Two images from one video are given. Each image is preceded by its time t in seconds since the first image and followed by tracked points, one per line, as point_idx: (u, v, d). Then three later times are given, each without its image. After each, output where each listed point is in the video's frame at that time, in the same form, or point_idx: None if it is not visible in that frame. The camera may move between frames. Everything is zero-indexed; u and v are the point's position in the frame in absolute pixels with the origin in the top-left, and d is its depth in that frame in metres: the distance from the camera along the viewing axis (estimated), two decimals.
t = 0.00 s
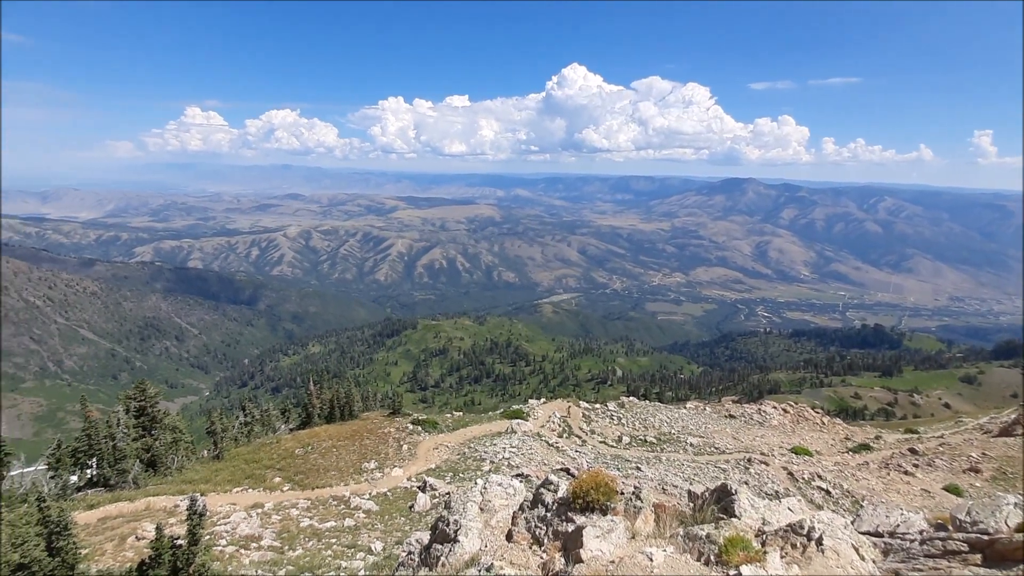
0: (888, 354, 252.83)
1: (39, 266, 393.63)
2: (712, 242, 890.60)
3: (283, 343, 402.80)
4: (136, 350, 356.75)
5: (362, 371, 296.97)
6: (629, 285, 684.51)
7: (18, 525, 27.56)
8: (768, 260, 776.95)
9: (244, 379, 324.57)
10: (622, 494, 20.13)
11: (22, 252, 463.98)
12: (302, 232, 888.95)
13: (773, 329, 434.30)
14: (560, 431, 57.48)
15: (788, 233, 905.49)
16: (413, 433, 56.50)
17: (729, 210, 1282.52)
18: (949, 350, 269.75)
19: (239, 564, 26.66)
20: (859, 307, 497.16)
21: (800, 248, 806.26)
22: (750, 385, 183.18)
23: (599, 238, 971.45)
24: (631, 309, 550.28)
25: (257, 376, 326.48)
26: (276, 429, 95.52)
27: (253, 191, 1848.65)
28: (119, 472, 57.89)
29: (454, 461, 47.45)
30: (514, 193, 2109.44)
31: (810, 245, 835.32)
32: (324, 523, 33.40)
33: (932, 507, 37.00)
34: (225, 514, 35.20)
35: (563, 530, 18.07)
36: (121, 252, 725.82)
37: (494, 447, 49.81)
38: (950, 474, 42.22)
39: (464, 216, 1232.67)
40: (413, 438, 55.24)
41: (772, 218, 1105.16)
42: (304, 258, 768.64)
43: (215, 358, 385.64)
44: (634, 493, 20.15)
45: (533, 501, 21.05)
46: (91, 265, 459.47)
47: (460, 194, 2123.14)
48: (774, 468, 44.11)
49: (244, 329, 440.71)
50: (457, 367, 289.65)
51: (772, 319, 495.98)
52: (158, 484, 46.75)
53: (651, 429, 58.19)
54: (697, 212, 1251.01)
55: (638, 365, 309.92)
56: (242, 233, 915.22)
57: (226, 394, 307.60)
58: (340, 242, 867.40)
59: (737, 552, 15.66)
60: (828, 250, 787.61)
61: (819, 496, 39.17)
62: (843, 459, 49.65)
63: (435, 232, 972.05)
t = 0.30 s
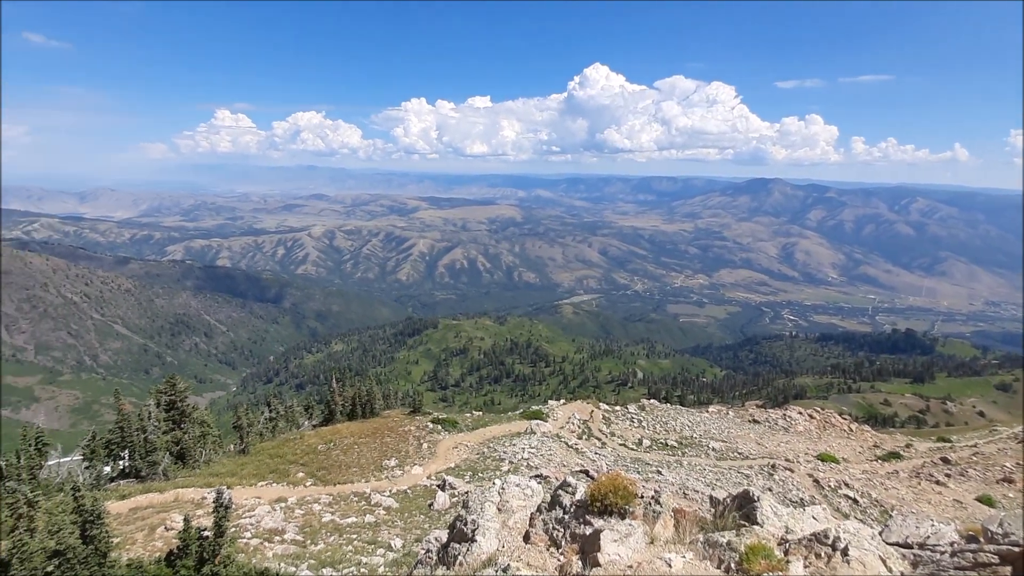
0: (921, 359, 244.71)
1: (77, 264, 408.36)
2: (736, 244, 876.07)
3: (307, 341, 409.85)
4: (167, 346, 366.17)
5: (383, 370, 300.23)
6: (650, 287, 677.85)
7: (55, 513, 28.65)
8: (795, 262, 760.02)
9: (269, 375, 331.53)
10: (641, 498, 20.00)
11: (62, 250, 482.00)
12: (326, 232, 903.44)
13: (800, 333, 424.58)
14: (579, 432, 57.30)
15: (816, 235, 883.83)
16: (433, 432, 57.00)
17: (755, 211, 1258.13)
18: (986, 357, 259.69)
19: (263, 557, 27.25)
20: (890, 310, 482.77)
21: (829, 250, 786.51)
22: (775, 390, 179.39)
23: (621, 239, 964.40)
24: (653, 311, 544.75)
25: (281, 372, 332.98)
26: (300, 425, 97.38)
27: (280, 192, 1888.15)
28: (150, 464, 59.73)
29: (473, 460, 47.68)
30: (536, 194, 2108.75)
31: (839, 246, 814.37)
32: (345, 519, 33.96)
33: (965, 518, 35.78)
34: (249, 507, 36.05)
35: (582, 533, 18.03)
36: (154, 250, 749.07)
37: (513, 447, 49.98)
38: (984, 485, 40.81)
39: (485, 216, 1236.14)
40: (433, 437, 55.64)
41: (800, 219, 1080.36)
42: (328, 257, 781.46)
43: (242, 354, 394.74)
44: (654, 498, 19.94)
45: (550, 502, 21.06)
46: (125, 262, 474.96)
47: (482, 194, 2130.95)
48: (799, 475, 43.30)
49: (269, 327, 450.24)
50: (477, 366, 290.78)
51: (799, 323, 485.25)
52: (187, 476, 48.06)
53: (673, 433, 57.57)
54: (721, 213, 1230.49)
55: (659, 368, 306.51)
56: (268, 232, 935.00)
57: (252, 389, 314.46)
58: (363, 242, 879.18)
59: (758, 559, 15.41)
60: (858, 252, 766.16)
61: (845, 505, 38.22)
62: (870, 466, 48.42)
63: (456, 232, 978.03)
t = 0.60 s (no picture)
0: (944, 364, 239.01)
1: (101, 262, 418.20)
2: (753, 245, 865.51)
3: (323, 339, 414.53)
4: (188, 342, 372.95)
5: (398, 368, 302.24)
6: (665, 288, 672.78)
7: (79, 504, 29.28)
8: (813, 264, 747.89)
9: (286, 373, 335.91)
10: (653, 502, 19.84)
11: (87, 248, 494.31)
12: (343, 231, 913.14)
13: (818, 336, 417.84)
14: (592, 434, 57.12)
15: (835, 236, 868.70)
16: (447, 431, 57.28)
17: (773, 212, 1240.60)
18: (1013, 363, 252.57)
19: (278, 552, 27.71)
20: (911, 313, 472.55)
21: (849, 251, 772.63)
22: (792, 394, 176.61)
23: (636, 240, 958.74)
24: (668, 313, 540.48)
25: (298, 369, 337.22)
26: (315, 422, 98.61)
27: (298, 192, 1913.69)
28: (169, 458, 60.99)
29: (486, 460, 47.89)
30: (551, 194, 2106.10)
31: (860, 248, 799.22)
32: (359, 516, 34.27)
33: (989, 528, 34.90)
34: (265, 503, 36.58)
35: (592, 536, 17.94)
36: (175, 249, 764.43)
37: (526, 447, 50.03)
38: (1009, 495, 39.70)
39: (500, 216, 1237.78)
40: (446, 436, 55.96)
41: (819, 220, 1062.54)
42: (344, 256, 789.88)
43: (259, 352, 400.60)
44: (665, 502, 19.83)
45: (561, 504, 21.02)
46: (148, 260, 485.53)
47: (496, 194, 2136.24)
48: (816, 480, 42.63)
49: (287, 325, 456.48)
50: (491, 366, 291.41)
51: (817, 326, 477.59)
52: (205, 471, 48.88)
53: (687, 436, 57.01)
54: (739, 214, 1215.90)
55: (674, 370, 303.67)
56: (286, 232, 948.63)
57: (269, 386, 318.87)
58: (379, 241, 886.61)
59: (772, 566, 15.15)
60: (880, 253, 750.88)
61: (864, 512, 37.54)
62: (891, 473, 47.33)
63: (471, 232, 981.52)
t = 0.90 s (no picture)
0: (980, 371, 230.26)
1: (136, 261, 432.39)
2: (780, 246, 847.70)
3: (347, 338, 421.08)
4: (217, 339, 382.49)
5: (419, 367, 304.94)
6: (689, 290, 664.00)
7: (110, 495, 30.17)
8: (843, 265, 728.51)
9: (310, 370, 342.03)
10: (671, 505, 19.73)
11: (122, 247, 511.55)
12: (366, 231, 925.98)
13: (847, 340, 406.97)
14: (613, 435, 56.79)
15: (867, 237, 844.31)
16: (467, 430, 57.70)
17: (801, 212, 1212.66)
18: None
19: (301, 546, 28.32)
20: (947, 317, 456.43)
21: (880, 253, 750.64)
22: (819, 398, 172.46)
23: (659, 241, 948.26)
24: (691, 314, 533.33)
25: (322, 367, 342.94)
26: (338, 419, 100.35)
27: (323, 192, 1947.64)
28: (198, 451, 62.64)
29: (506, 460, 47.98)
30: (573, 194, 2097.88)
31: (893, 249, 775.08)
32: (381, 512, 34.83)
33: None
34: (290, 498, 37.42)
35: (610, 539, 17.87)
36: (206, 248, 785.69)
37: (546, 448, 50.04)
38: None
39: (521, 217, 1238.67)
40: (466, 435, 56.32)
41: (849, 220, 1034.12)
42: (367, 255, 800.32)
43: (285, 349, 408.78)
44: (686, 506, 19.60)
45: (580, 505, 21.06)
46: (179, 259, 500.13)
47: (518, 195, 2137.49)
48: (844, 488, 41.66)
49: (312, 322, 464.90)
50: (512, 366, 291.85)
51: (846, 329, 465.14)
52: (231, 465, 50.09)
53: (710, 440, 56.29)
54: (765, 214, 1192.18)
55: (697, 373, 299.24)
56: (312, 231, 966.91)
57: (294, 383, 325.16)
58: (402, 241, 896.65)
59: None
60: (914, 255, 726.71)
61: (894, 522, 36.37)
62: (922, 483, 45.91)
63: (493, 232, 984.36)
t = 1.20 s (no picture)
0: (1018, 378, 221.59)
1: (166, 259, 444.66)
2: (806, 247, 830.47)
3: (367, 336, 425.94)
4: (242, 335, 390.65)
5: (438, 366, 307.03)
6: (710, 291, 655.21)
7: (141, 486, 31.08)
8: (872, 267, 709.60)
9: (332, 367, 347.25)
10: (693, 509, 19.52)
11: (153, 245, 526.33)
12: (387, 231, 936.09)
13: (875, 344, 396.81)
14: (633, 437, 56.48)
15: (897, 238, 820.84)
16: (486, 429, 58.00)
17: (828, 212, 1185.12)
18: None
19: (323, 540, 28.87)
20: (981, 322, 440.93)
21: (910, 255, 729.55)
22: (845, 403, 168.47)
23: (680, 241, 937.50)
24: (713, 316, 526.55)
25: (343, 364, 347.91)
26: (359, 416, 101.78)
27: (346, 193, 1975.18)
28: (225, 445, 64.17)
29: (524, 460, 48.10)
30: (593, 195, 2088.67)
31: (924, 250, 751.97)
32: (400, 509, 35.24)
33: None
34: (312, 492, 38.15)
35: (630, 541, 17.87)
36: (233, 247, 804.22)
37: (565, 448, 49.98)
38: None
39: (542, 217, 1237.84)
40: (485, 435, 56.51)
41: (879, 221, 1006.35)
42: (389, 255, 808.48)
43: (308, 346, 415.65)
44: (707, 510, 19.45)
45: (598, 505, 21.04)
46: (207, 257, 512.30)
47: (538, 194, 2136.36)
48: (870, 496, 40.69)
49: (334, 321, 471.88)
50: (531, 367, 291.86)
51: (874, 334, 453.40)
52: (255, 460, 51.17)
53: (732, 444, 55.53)
54: (789, 215, 1168.90)
55: (719, 375, 294.87)
56: (335, 231, 981.57)
57: (316, 380, 330.15)
58: (422, 241, 904.17)
59: None
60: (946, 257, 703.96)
61: (923, 531, 35.39)
62: (953, 492, 44.55)
63: (513, 233, 986.22)
